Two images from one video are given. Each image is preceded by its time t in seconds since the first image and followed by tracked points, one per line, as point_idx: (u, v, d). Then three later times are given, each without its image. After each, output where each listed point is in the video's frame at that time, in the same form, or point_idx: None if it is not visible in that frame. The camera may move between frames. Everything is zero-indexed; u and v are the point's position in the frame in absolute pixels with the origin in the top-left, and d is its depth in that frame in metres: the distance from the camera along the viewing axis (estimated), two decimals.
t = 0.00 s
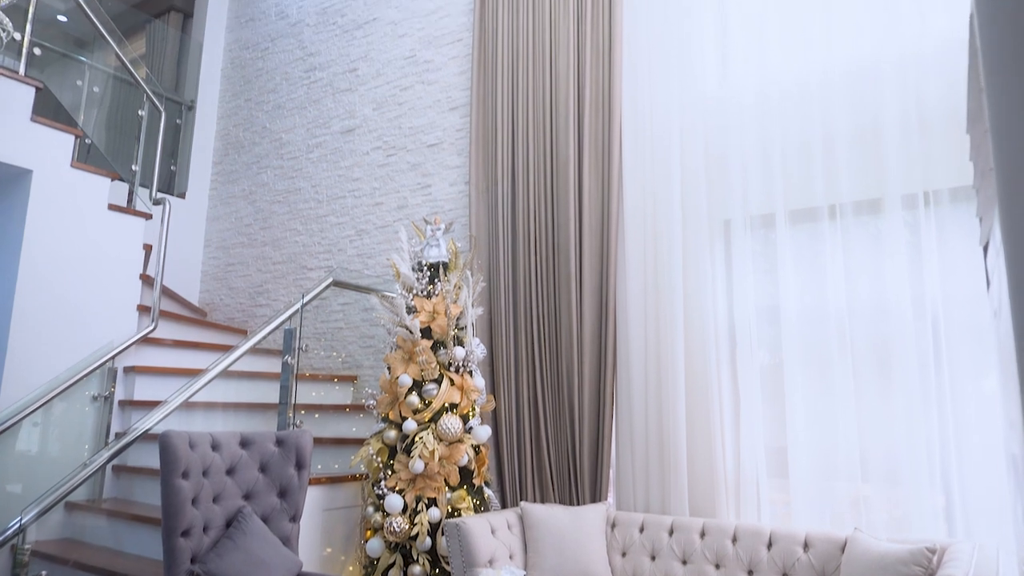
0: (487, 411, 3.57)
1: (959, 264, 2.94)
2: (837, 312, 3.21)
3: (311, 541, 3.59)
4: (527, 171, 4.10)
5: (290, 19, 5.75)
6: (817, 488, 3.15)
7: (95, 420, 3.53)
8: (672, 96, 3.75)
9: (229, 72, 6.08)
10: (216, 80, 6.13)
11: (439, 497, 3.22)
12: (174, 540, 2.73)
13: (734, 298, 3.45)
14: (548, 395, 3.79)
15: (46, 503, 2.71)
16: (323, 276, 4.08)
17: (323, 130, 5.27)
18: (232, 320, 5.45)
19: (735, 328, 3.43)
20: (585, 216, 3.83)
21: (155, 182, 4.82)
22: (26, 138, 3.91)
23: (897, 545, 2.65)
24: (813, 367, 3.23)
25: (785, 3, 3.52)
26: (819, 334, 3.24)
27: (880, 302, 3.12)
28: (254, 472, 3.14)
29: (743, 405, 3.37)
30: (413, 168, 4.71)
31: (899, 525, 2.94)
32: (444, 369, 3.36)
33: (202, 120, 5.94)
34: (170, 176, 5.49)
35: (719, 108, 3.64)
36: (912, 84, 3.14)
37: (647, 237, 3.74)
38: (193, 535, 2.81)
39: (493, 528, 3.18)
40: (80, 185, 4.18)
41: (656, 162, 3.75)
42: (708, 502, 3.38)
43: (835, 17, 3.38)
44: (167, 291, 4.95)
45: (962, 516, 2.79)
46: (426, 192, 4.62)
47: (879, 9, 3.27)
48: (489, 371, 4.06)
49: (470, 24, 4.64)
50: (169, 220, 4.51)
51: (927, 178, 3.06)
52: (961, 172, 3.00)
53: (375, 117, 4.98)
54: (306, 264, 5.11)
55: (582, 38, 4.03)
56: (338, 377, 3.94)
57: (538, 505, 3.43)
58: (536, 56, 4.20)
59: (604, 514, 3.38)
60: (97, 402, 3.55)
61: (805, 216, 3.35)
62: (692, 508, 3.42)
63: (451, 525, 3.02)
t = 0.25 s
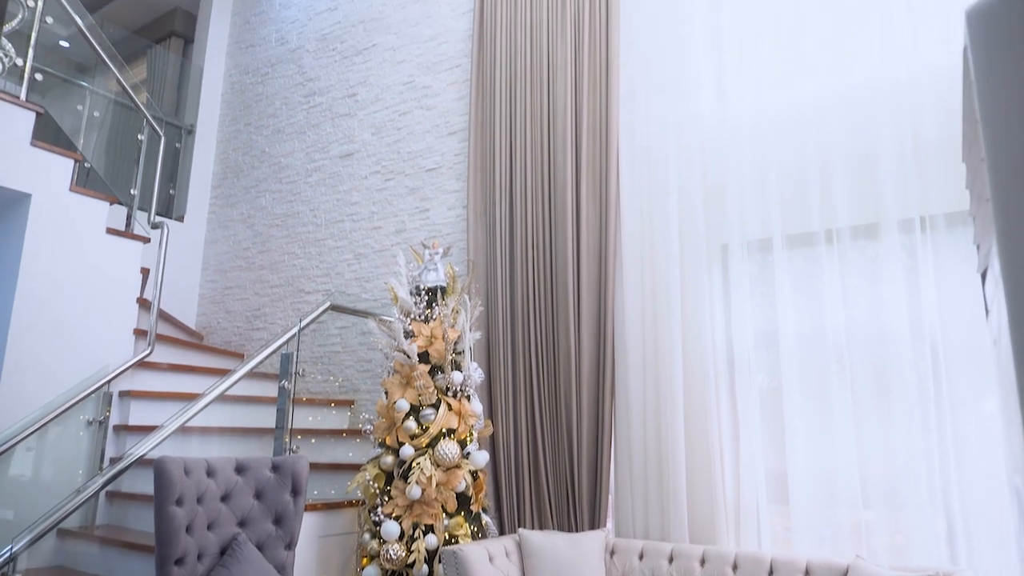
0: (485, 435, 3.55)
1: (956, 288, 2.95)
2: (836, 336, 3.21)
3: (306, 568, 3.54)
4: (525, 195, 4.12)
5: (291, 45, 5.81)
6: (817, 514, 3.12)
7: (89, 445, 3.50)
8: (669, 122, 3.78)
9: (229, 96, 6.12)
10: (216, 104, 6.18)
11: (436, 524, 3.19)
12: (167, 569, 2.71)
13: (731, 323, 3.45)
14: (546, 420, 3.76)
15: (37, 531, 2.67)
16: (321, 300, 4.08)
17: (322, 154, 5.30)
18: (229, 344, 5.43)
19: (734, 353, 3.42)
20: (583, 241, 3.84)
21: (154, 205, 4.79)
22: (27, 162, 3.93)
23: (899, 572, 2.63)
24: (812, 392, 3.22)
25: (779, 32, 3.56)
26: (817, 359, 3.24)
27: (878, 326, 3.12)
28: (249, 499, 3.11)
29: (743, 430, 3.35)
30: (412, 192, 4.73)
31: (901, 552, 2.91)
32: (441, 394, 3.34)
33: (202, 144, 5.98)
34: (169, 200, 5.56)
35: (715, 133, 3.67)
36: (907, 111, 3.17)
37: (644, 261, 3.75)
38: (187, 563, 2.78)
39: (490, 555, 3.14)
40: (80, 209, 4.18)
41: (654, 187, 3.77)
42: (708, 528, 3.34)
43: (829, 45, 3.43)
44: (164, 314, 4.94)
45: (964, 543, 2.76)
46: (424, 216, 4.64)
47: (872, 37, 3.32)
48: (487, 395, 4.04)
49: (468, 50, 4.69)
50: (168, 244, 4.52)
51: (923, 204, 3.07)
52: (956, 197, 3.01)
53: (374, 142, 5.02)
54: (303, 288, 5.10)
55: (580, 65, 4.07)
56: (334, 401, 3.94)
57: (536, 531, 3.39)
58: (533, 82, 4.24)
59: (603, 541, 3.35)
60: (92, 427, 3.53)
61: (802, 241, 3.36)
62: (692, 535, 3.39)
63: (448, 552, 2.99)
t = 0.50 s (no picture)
0: (483, 459, 3.52)
1: (954, 312, 2.96)
2: (835, 360, 3.20)
3: None
4: (522, 219, 4.13)
5: (290, 69, 5.86)
6: (818, 540, 3.08)
7: (83, 471, 3.46)
8: (666, 146, 3.82)
9: (229, 120, 6.16)
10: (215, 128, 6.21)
11: (434, 549, 3.16)
12: None
13: (730, 346, 3.44)
14: (544, 444, 3.74)
15: (29, 560, 2.64)
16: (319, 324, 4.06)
17: (320, 178, 5.32)
18: (225, 367, 5.41)
19: (733, 376, 3.41)
20: (581, 264, 3.84)
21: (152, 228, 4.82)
22: (25, 186, 3.94)
23: None
24: (811, 415, 3.21)
25: (774, 58, 3.60)
26: (816, 383, 3.23)
27: (876, 349, 3.12)
28: (244, 524, 3.07)
29: (742, 454, 3.32)
30: (410, 215, 4.75)
31: None
32: (439, 418, 3.32)
33: (201, 168, 6.00)
34: (167, 223, 5.59)
35: (711, 158, 3.69)
36: (901, 136, 3.20)
37: (642, 285, 3.76)
38: None
39: None
40: (78, 233, 4.18)
41: (651, 211, 3.80)
42: (708, 554, 3.31)
43: (823, 71, 3.46)
44: (161, 338, 4.92)
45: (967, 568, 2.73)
46: (422, 239, 4.65)
47: (866, 64, 3.35)
48: (484, 419, 4.01)
49: (467, 75, 4.74)
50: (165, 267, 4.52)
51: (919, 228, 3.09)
52: (952, 221, 3.03)
53: (372, 165, 5.04)
54: (301, 311, 5.10)
55: (577, 90, 4.11)
56: (331, 425, 3.93)
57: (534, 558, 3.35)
58: (531, 107, 4.27)
59: (603, 567, 3.30)
60: (86, 451, 3.49)
61: (799, 264, 3.37)
62: (691, 561, 3.35)
63: None
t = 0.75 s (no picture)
0: (480, 481, 3.50)
1: (952, 331, 2.95)
2: (833, 381, 3.19)
3: None
4: (520, 240, 4.14)
5: (289, 90, 5.90)
6: (819, 564, 3.05)
7: (76, 492, 3.44)
8: (663, 167, 3.84)
9: (228, 141, 6.19)
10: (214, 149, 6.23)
11: (430, 573, 3.11)
12: None
13: (729, 367, 3.43)
14: (542, 465, 3.72)
15: None
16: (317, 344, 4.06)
17: (319, 198, 5.33)
18: (222, 387, 5.38)
19: (732, 397, 3.39)
20: (579, 285, 3.85)
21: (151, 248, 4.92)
22: (24, 207, 3.94)
23: None
24: (810, 437, 3.19)
25: (770, 81, 3.64)
26: (815, 404, 3.22)
27: (875, 370, 3.12)
28: (239, 548, 3.04)
29: (742, 476, 3.29)
30: (408, 235, 4.76)
31: None
32: (436, 439, 3.30)
33: (200, 188, 6.02)
34: (165, 243, 5.59)
35: (708, 179, 3.72)
36: (897, 158, 3.23)
37: (640, 305, 3.77)
38: None
39: None
40: (75, 253, 4.18)
41: (648, 232, 3.81)
42: None
43: (819, 95, 3.49)
44: (157, 358, 4.90)
45: None
46: (420, 259, 4.65)
47: (861, 87, 3.39)
48: (482, 441, 3.98)
49: (465, 97, 4.77)
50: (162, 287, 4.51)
51: (916, 249, 3.10)
52: (948, 242, 3.05)
53: (370, 186, 5.06)
54: (298, 331, 5.08)
55: (574, 112, 4.14)
56: (328, 446, 3.84)
57: None
58: (529, 129, 4.30)
59: None
60: (80, 472, 3.47)
61: (796, 285, 3.37)
62: None
63: None
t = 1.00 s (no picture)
0: (478, 502, 3.48)
1: (950, 350, 2.95)
2: (832, 401, 3.18)
3: None
4: (518, 260, 4.15)
5: (288, 110, 5.93)
6: None
7: (70, 515, 3.39)
8: (661, 188, 3.85)
9: (226, 160, 6.21)
10: (213, 168, 6.25)
11: None
12: None
13: (727, 388, 3.42)
14: (540, 485, 3.69)
15: None
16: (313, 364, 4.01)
17: (317, 218, 5.34)
18: (218, 407, 5.35)
19: (731, 419, 3.37)
20: (576, 305, 3.84)
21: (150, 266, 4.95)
22: (22, 226, 3.94)
23: None
24: (809, 457, 3.17)
25: (766, 103, 3.66)
26: (813, 425, 3.20)
27: (873, 390, 3.11)
28: (234, 571, 3.01)
29: (741, 498, 3.27)
30: (406, 255, 4.76)
31: None
32: (433, 460, 3.27)
33: (198, 207, 6.03)
34: (163, 261, 5.58)
35: (705, 199, 3.73)
36: (893, 180, 3.24)
37: (638, 325, 3.76)
38: None
39: None
40: (72, 273, 4.17)
41: (647, 253, 3.81)
42: None
43: (815, 117, 3.52)
44: (153, 378, 4.88)
45: None
46: (418, 278, 4.65)
47: (856, 110, 3.41)
48: (480, 463, 3.95)
49: (463, 117, 4.80)
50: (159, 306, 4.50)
51: (914, 270, 3.10)
52: (945, 262, 3.05)
53: (368, 205, 5.07)
54: (295, 350, 5.06)
55: (572, 132, 4.16)
56: (324, 467, 3.84)
57: None
58: (527, 150, 4.31)
59: None
60: (73, 494, 3.42)
61: (794, 305, 3.37)
62: None
63: None
